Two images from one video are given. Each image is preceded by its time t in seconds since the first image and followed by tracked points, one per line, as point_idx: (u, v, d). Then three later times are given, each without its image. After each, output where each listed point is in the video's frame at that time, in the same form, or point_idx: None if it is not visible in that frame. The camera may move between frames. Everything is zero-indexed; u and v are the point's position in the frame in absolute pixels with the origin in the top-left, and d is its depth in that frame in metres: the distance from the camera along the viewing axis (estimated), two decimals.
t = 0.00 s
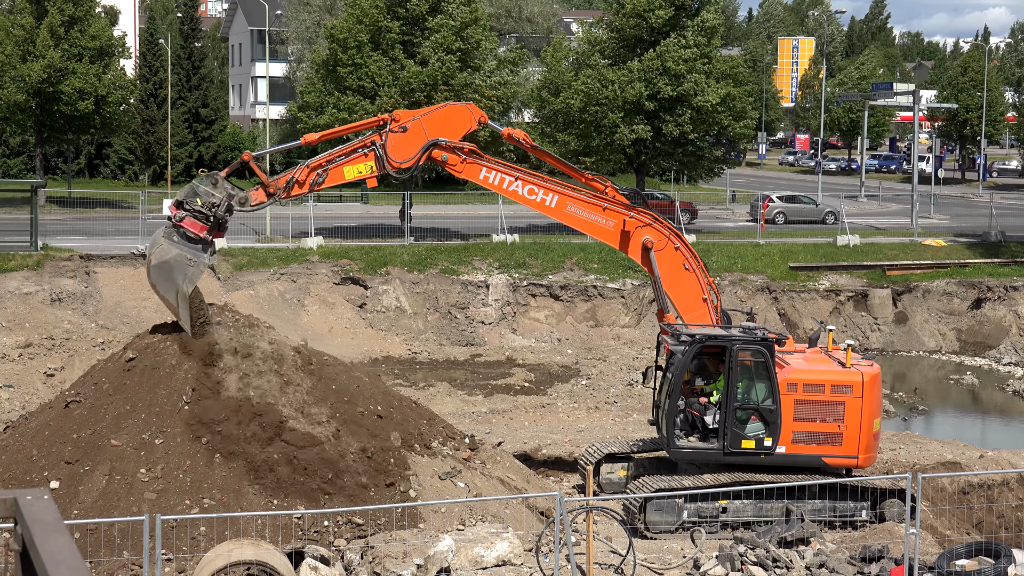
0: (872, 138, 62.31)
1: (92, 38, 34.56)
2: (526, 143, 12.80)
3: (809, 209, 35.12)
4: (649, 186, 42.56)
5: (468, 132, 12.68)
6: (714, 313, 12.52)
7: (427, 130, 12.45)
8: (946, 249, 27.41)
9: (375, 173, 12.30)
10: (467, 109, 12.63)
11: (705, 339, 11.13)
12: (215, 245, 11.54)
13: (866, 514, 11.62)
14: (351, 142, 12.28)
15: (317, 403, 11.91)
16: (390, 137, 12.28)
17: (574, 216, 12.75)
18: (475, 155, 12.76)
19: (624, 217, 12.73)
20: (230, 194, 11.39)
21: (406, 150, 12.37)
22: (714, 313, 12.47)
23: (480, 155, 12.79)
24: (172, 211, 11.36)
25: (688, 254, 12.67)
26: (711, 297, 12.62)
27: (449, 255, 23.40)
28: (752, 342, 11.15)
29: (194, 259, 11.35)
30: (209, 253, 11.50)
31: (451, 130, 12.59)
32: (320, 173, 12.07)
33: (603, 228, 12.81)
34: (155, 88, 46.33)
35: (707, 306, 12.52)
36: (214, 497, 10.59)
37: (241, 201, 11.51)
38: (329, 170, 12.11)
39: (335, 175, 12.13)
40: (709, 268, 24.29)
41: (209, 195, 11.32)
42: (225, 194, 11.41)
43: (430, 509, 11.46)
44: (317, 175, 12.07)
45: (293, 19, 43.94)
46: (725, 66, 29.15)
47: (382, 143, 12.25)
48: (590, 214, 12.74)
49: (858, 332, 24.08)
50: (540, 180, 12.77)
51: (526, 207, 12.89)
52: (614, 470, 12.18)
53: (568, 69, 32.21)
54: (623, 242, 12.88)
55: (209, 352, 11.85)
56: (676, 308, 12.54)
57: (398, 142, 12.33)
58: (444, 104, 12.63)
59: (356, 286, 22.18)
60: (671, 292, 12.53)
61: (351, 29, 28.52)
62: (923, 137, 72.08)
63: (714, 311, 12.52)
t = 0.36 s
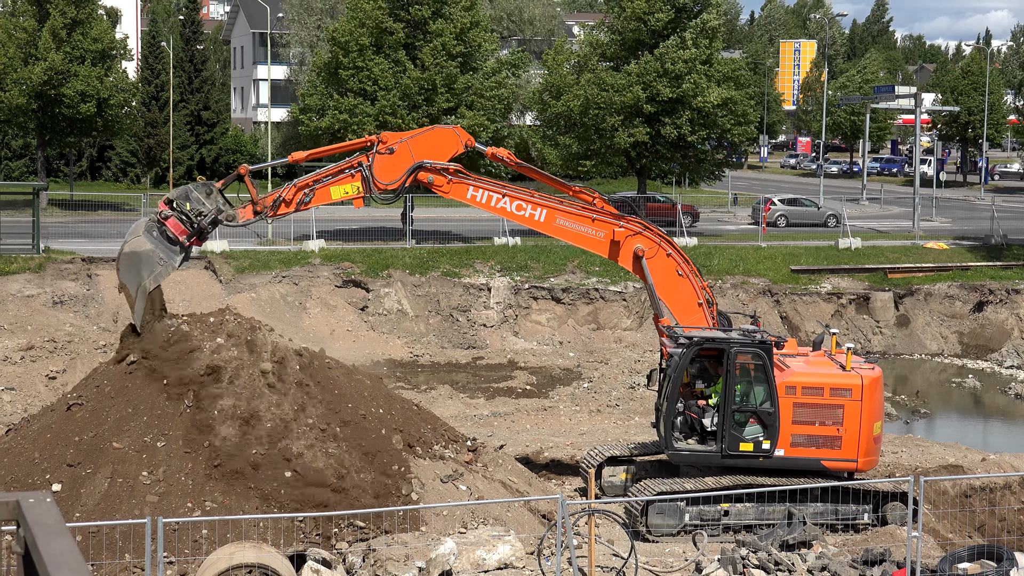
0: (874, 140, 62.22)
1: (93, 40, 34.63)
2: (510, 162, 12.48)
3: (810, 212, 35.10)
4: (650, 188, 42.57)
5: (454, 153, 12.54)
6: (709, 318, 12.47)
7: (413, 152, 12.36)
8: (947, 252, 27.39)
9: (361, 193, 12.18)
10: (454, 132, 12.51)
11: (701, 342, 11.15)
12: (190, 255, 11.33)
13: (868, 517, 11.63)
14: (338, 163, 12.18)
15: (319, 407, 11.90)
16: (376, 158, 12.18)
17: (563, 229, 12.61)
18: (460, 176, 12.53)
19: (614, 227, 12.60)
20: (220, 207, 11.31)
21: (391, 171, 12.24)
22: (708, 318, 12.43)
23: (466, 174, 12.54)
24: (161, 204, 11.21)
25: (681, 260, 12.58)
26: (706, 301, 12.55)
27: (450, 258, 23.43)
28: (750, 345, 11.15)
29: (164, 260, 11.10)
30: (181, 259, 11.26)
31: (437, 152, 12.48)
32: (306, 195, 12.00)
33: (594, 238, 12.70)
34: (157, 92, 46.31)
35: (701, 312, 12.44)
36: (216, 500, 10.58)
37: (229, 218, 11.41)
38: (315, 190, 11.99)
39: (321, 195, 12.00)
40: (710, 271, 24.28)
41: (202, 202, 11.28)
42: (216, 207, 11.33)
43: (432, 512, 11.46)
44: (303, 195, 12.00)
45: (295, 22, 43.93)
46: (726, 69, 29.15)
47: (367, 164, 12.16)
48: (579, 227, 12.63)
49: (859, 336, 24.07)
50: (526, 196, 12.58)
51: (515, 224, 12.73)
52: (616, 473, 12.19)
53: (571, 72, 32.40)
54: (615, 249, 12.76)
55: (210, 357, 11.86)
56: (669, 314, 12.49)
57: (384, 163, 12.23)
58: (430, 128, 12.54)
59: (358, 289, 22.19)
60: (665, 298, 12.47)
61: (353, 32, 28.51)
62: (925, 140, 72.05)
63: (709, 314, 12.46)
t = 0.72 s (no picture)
0: (878, 143, 62.16)
1: (98, 41, 34.71)
2: (501, 176, 12.14)
3: (814, 213, 35.08)
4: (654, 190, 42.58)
5: (448, 172, 12.34)
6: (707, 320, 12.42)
7: (408, 170, 12.14)
8: (951, 254, 27.37)
9: (355, 209, 11.98)
10: (449, 151, 12.35)
11: (699, 343, 11.22)
12: (173, 255, 10.90)
13: (870, 519, 11.64)
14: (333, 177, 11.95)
15: (323, 408, 11.92)
16: (370, 176, 11.93)
17: (558, 239, 12.44)
18: (453, 193, 12.32)
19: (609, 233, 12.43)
20: (220, 216, 11.07)
21: (385, 187, 12.00)
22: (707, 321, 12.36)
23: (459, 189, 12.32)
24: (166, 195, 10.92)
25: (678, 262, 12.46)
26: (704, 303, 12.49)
27: (454, 259, 23.46)
28: (748, 346, 11.18)
29: (151, 251, 10.64)
30: (164, 256, 10.80)
31: (429, 170, 12.23)
32: (300, 208, 11.77)
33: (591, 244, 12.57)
34: (161, 93, 46.25)
35: (699, 313, 12.38)
36: (219, 501, 10.59)
37: (225, 229, 11.17)
38: (309, 205, 11.81)
39: (315, 210, 11.82)
40: (714, 273, 24.30)
41: (204, 207, 11.05)
42: (215, 216, 11.08)
43: (435, 513, 11.47)
44: (297, 208, 11.78)
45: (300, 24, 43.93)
46: (730, 71, 29.13)
47: (360, 181, 11.93)
48: (574, 236, 12.46)
49: (863, 338, 24.07)
50: (518, 207, 12.39)
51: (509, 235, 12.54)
52: (619, 475, 12.21)
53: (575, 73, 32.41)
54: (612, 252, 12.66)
55: (215, 361, 11.89)
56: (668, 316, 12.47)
57: (377, 180, 11.97)
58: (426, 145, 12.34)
59: (362, 289, 22.23)
60: (663, 302, 12.43)
61: (357, 34, 28.55)
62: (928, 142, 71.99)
63: (708, 316, 12.43)
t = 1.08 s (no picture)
0: (883, 143, 62.06)
1: (104, 41, 34.73)
2: (499, 184, 12.04)
3: (818, 214, 35.05)
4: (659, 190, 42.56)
5: (446, 180, 12.22)
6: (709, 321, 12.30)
7: (407, 180, 12.06)
8: (956, 255, 27.36)
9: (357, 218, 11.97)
10: (445, 160, 12.16)
11: (697, 343, 11.27)
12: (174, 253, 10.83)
13: (875, 520, 11.64)
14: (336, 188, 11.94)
15: (327, 408, 11.94)
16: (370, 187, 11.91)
17: (558, 244, 12.35)
18: (452, 201, 12.25)
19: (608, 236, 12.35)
20: (229, 230, 11.22)
21: (384, 197, 11.99)
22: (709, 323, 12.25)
23: (457, 197, 12.26)
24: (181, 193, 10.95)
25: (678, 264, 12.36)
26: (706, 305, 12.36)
27: (459, 259, 23.48)
28: (746, 346, 11.20)
29: (154, 243, 10.54)
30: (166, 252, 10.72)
31: (428, 178, 12.17)
32: (304, 224, 11.77)
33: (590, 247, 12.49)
34: (167, 93, 46.16)
35: (700, 315, 12.26)
36: (224, 501, 10.59)
37: (231, 240, 11.26)
38: (312, 216, 11.77)
39: (318, 222, 11.79)
40: (719, 274, 24.30)
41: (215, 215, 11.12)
42: (223, 227, 11.18)
43: (439, 512, 11.46)
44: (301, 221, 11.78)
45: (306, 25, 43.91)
46: (735, 72, 29.14)
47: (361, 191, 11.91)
48: (574, 241, 12.36)
49: (868, 338, 24.06)
50: (517, 214, 12.31)
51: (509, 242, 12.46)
52: (624, 476, 12.21)
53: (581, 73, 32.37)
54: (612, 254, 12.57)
55: (220, 361, 11.88)
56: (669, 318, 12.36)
57: (378, 192, 11.97)
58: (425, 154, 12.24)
59: (367, 290, 22.24)
60: (663, 304, 12.33)
61: (362, 34, 28.48)
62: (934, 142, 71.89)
63: (709, 317, 12.31)
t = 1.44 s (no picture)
0: (887, 145, 61.98)
1: (108, 41, 34.77)
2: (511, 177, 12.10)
3: (822, 216, 35.00)
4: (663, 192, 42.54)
5: (460, 173, 12.27)
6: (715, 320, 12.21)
7: (421, 171, 12.16)
8: (960, 257, 27.35)
9: (371, 209, 12.10)
10: (460, 153, 12.26)
11: (692, 342, 11.28)
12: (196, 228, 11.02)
13: (878, 522, 11.64)
14: (350, 179, 12.11)
15: (330, 409, 11.95)
16: (386, 178, 12.05)
17: (567, 239, 12.40)
18: (465, 193, 12.31)
19: (614, 234, 12.33)
20: (250, 215, 11.24)
21: (398, 188, 12.09)
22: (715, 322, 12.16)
23: (469, 189, 12.31)
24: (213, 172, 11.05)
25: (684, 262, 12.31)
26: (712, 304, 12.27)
27: (462, 259, 23.47)
28: (740, 347, 11.17)
29: (176, 217, 10.79)
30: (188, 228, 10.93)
31: (442, 171, 12.24)
32: (319, 210, 11.96)
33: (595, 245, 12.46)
34: (171, 93, 46.22)
35: (706, 315, 12.17)
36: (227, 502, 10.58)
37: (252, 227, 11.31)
38: (328, 205, 11.97)
39: (334, 210, 11.97)
40: (723, 275, 24.30)
41: (241, 198, 11.15)
42: (246, 214, 11.22)
43: (442, 514, 11.46)
44: (316, 208, 11.96)
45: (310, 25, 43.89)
46: (740, 73, 29.19)
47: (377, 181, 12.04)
48: (582, 236, 12.40)
49: (871, 340, 24.05)
50: (528, 208, 12.37)
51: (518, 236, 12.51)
52: (627, 477, 12.25)
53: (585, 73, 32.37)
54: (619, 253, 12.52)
55: (224, 361, 11.90)
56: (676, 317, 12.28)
57: (393, 181, 12.08)
58: (439, 147, 12.34)
59: (370, 290, 22.25)
60: (669, 303, 12.25)
61: (367, 34, 28.51)
62: (937, 145, 71.83)
63: (715, 317, 12.20)
